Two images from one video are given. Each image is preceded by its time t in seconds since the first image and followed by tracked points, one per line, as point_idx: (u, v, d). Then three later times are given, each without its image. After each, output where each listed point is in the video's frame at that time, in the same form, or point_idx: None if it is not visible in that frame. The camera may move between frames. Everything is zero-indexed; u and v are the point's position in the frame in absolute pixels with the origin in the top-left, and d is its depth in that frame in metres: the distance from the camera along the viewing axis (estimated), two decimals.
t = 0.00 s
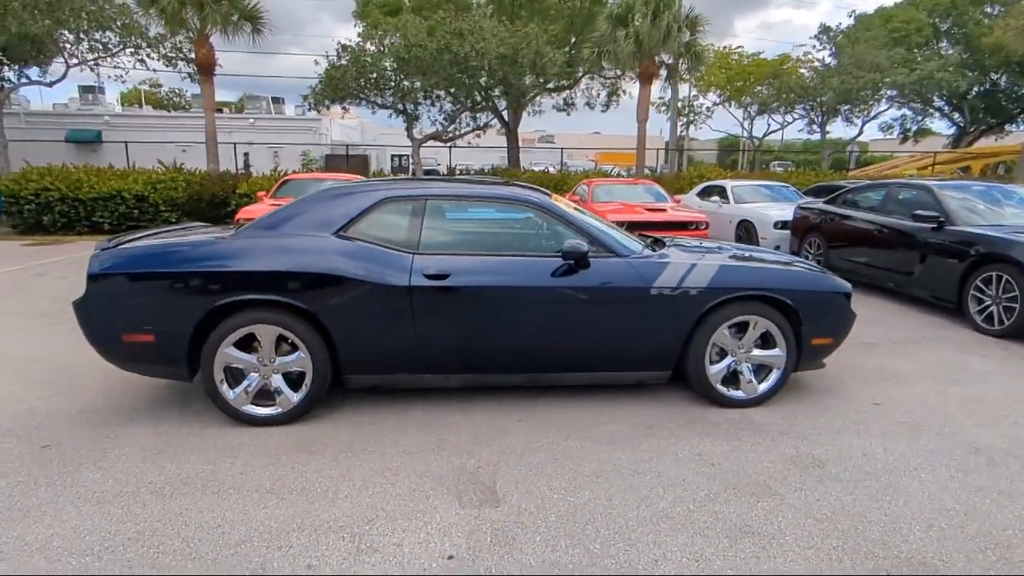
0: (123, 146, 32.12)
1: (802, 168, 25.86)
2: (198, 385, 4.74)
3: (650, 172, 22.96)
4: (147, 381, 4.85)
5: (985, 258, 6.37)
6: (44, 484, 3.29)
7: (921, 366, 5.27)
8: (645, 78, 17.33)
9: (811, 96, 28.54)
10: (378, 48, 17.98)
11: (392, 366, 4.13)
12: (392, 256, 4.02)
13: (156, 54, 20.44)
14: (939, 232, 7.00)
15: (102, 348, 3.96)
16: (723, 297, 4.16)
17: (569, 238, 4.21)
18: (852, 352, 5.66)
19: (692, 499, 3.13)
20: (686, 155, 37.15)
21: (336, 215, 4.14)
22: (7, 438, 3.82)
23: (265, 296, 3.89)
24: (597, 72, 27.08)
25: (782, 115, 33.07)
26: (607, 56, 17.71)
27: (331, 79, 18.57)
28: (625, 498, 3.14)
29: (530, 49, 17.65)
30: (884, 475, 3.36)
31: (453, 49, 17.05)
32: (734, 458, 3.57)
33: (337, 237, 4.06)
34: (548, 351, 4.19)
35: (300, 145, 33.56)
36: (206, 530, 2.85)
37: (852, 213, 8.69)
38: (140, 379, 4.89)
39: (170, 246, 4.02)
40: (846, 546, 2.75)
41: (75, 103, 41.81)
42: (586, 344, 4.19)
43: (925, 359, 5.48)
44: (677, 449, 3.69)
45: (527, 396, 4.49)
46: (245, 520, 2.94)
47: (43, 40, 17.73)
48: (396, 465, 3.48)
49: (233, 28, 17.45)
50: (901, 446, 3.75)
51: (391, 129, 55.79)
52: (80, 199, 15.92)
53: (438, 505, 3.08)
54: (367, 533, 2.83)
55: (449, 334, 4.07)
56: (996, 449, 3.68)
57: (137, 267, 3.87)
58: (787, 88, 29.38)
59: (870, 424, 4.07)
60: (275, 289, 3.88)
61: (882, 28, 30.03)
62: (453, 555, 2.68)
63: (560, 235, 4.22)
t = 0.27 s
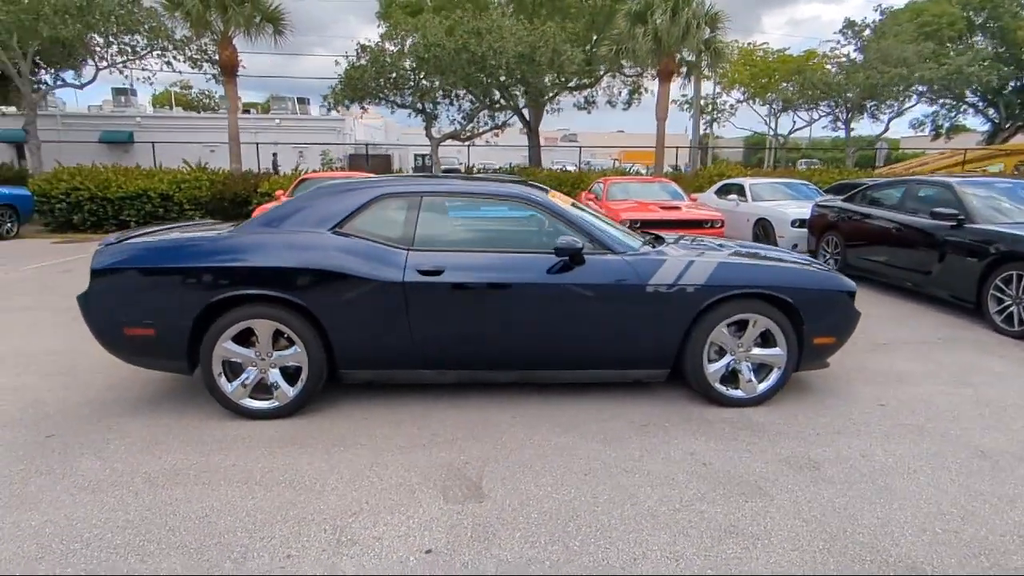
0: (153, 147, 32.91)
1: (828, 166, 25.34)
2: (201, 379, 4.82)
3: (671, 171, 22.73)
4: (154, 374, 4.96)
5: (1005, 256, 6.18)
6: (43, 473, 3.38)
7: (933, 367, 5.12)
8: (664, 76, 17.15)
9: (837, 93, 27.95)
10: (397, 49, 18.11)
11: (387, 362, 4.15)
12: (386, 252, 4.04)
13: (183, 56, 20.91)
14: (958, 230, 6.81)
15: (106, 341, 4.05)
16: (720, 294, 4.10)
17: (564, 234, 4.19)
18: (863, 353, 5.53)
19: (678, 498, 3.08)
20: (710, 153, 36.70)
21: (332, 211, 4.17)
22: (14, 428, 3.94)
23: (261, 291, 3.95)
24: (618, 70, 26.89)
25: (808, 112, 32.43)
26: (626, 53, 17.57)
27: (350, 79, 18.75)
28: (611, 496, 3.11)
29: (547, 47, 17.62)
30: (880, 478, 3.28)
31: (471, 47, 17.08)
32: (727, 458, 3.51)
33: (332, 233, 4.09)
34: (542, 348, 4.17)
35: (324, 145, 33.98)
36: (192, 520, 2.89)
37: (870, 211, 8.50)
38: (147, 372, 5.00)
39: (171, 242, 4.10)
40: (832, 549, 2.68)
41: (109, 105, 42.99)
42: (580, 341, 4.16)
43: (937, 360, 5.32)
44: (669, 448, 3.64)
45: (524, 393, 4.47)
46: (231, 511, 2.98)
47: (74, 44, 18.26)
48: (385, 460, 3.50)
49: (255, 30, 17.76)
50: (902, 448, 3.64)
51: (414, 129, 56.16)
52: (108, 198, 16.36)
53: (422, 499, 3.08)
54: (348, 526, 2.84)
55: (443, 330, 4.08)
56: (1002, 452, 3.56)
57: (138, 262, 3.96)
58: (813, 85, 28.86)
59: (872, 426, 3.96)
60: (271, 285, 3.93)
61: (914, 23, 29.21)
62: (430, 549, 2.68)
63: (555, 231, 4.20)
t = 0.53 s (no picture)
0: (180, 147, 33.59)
1: (854, 164, 24.77)
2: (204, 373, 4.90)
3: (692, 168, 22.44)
4: (159, 367, 5.05)
5: None
6: (42, 462, 3.46)
7: (945, 368, 4.96)
8: (684, 73, 16.95)
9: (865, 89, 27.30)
10: (415, 48, 18.19)
11: (381, 357, 4.16)
12: (380, 248, 4.06)
13: (207, 58, 21.29)
14: (979, 228, 6.61)
15: (108, 335, 4.13)
16: (717, 291, 4.03)
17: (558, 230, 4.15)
18: (874, 353, 5.38)
19: (664, 497, 3.03)
20: (733, 151, 36.18)
21: (326, 207, 4.20)
22: (21, 419, 4.06)
23: (256, 286, 3.99)
24: (639, 68, 26.64)
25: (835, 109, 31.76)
26: (644, 50, 17.41)
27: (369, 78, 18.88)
28: (596, 494, 3.08)
29: (565, 45, 17.54)
30: (875, 481, 3.18)
31: (488, 46, 17.06)
32: (720, 458, 3.44)
33: (327, 229, 4.12)
34: (537, 344, 4.14)
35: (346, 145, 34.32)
36: (178, 511, 2.94)
37: (888, 208, 8.29)
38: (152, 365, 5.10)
39: (169, 237, 4.16)
40: (817, 554, 2.60)
41: (140, 107, 44.00)
42: (576, 338, 4.12)
43: (951, 361, 5.15)
44: (661, 446, 3.59)
45: (520, 389, 4.44)
46: (216, 503, 3.01)
47: (103, 47, 18.71)
48: (375, 455, 3.50)
49: (276, 32, 18.01)
50: (903, 450, 3.53)
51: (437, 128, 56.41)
52: (134, 197, 16.73)
53: (406, 494, 3.08)
54: (329, 520, 2.85)
55: (437, 326, 4.08)
56: (1010, 456, 3.43)
57: (137, 257, 4.03)
58: (840, 80, 28.25)
59: (875, 427, 3.85)
60: (266, 280, 3.98)
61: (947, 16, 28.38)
62: (408, 544, 2.67)
63: (550, 227, 4.16)
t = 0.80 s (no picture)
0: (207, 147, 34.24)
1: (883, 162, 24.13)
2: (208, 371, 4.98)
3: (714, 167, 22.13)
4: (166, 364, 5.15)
5: None
6: (44, 457, 3.55)
7: (957, 374, 4.82)
8: (703, 71, 16.76)
9: (895, 85, 26.61)
10: (433, 49, 18.24)
11: (378, 357, 4.20)
12: (375, 250, 4.09)
13: (232, 60, 21.66)
14: (1000, 229, 6.41)
15: (112, 334, 4.23)
16: (714, 294, 3.97)
17: (553, 231, 4.13)
18: (884, 358, 5.25)
19: (650, 503, 3.00)
20: (758, 150, 35.58)
21: (323, 208, 4.23)
22: (30, 414, 4.17)
23: (254, 287, 4.05)
24: (661, 66, 26.34)
25: (863, 106, 31.01)
26: (664, 48, 17.23)
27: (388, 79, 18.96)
28: (581, 498, 3.05)
29: (583, 44, 17.48)
30: (870, 490, 3.10)
31: (505, 45, 17.03)
32: (712, 463, 3.39)
33: (323, 230, 4.16)
34: (532, 346, 4.12)
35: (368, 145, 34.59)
36: (168, 507, 2.99)
37: (908, 208, 8.09)
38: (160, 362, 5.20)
39: (171, 239, 4.24)
40: (799, 564, 2.55)
41: (170, 108, 44.98)
42: (570, 340, 4.09)
43: (964, 367, 5.01)
44: (652, 450, 3.55)
45: (517, 390, 4.44)
46: (205, 500, 3.05)
47: (131, 51, 19.15)
48: (366, 455, 3.52)
49: (297, 34, 18.22)
50: (902, 458, 3.44)
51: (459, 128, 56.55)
52: (159, 197, 17.10)
53: (391, 494, 3.09)
54: (313, 519, 2.88)
55: (432, 327, 4.10)
56: (1014, 467, 3.32)
57: (140, 258, 4.12)
58: (867, 77, 27.64)
59: (876, 434, 3.76)
60: (263, 280, 4.03)
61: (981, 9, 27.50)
62: (387, 546, 2.68)
63: (544, 228, 4.14)
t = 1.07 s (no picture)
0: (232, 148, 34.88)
1: (911, 162, 23.58)
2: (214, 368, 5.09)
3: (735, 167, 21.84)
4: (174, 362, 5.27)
5: None
6: (49, 451, 3.67)
7: (967, 382, 4.70)
8: (723, 70, 16.64)
9: (924, 83, 25.96)
10: (452, 50, 18.32)
11: (374, 358, 4.24)
12: (371, 252, 4.14)
13: (255, 62, 22.01)
14: (1020, 232, 6.22)
15: (118, 331, 4.34)
16: (709, 297, 3.93)
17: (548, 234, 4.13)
18: (892, 364, 5.14)
19: (634, 507, 2.98)
20: (782, 150, 35.03)
21: (322, 210, 4.30)
22: (40, 410, 4.31)
23: (253, 287, 4.13)
24: (682, 66, 26.08)
25: (891, 104, 30.32)
26: (683, 47, 17.10)
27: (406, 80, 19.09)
28: (565, 501, 3.05)
29: (601, 44, 17.51)
30: (861, 498, 3.04)
31: (523, 46, 17.04)
32: (701, 469, 3.36)
33: (321, 232, 4.22)
34: (526, 348, 4.13)
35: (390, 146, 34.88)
36: (161, 502, 3.07)
37: (927, 210, 7.90)
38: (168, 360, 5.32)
39: (174, 240, 4.33)
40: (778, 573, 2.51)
41: (199, 110, 45.93)
42: (565, 342, 4.09)
43: (974, 374, 4.88)
44: (642, 454, 3.53)
45: (513, 392, 4.45)
46: (196, 496, 3.13)
47: (158, 54, 19.58)
48: (357, 453, 3.57)
49: (318, 36, 18.46)
50: (899, 467, 3.37)
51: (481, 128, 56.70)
52: (184, 197, 17.46)
53: (377, 493, 3.13)
54: (298, 516, 2.93)
55: (426, 328, 4.14)
56: (1014, 478, 3.22)
57: (144, 258, 4.22)
58: (892, 75, 26.86)
59: (874, 441, 3.68)
60: (262, 281, 4.10)
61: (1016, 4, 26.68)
62: (367, 544, 2.71)
63: (539, 231, 4.15)
